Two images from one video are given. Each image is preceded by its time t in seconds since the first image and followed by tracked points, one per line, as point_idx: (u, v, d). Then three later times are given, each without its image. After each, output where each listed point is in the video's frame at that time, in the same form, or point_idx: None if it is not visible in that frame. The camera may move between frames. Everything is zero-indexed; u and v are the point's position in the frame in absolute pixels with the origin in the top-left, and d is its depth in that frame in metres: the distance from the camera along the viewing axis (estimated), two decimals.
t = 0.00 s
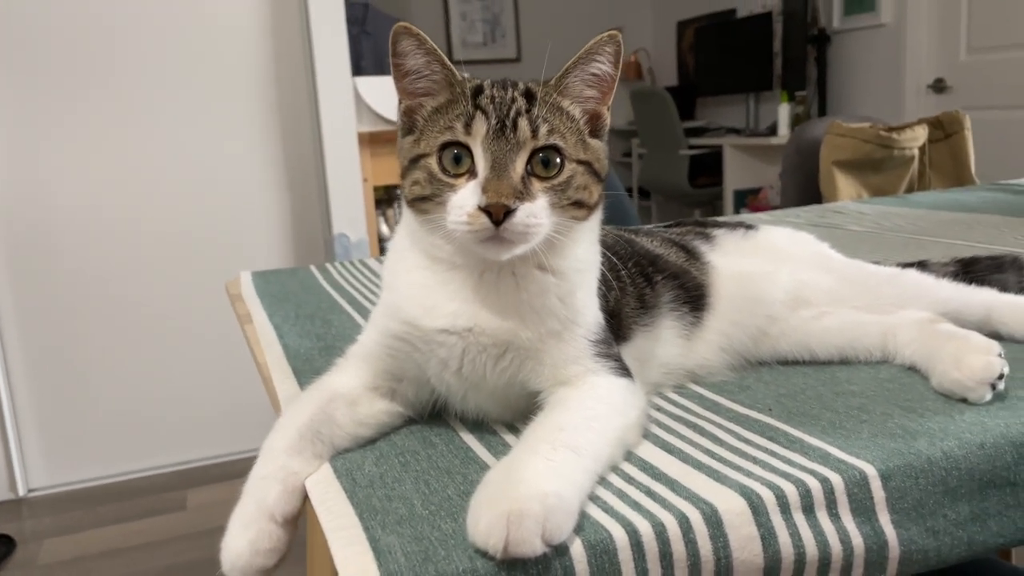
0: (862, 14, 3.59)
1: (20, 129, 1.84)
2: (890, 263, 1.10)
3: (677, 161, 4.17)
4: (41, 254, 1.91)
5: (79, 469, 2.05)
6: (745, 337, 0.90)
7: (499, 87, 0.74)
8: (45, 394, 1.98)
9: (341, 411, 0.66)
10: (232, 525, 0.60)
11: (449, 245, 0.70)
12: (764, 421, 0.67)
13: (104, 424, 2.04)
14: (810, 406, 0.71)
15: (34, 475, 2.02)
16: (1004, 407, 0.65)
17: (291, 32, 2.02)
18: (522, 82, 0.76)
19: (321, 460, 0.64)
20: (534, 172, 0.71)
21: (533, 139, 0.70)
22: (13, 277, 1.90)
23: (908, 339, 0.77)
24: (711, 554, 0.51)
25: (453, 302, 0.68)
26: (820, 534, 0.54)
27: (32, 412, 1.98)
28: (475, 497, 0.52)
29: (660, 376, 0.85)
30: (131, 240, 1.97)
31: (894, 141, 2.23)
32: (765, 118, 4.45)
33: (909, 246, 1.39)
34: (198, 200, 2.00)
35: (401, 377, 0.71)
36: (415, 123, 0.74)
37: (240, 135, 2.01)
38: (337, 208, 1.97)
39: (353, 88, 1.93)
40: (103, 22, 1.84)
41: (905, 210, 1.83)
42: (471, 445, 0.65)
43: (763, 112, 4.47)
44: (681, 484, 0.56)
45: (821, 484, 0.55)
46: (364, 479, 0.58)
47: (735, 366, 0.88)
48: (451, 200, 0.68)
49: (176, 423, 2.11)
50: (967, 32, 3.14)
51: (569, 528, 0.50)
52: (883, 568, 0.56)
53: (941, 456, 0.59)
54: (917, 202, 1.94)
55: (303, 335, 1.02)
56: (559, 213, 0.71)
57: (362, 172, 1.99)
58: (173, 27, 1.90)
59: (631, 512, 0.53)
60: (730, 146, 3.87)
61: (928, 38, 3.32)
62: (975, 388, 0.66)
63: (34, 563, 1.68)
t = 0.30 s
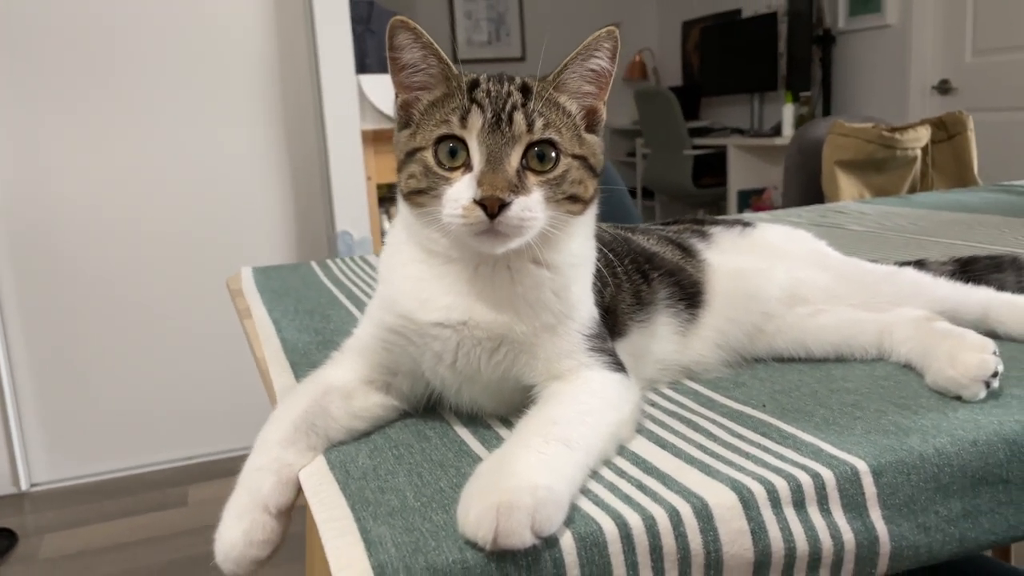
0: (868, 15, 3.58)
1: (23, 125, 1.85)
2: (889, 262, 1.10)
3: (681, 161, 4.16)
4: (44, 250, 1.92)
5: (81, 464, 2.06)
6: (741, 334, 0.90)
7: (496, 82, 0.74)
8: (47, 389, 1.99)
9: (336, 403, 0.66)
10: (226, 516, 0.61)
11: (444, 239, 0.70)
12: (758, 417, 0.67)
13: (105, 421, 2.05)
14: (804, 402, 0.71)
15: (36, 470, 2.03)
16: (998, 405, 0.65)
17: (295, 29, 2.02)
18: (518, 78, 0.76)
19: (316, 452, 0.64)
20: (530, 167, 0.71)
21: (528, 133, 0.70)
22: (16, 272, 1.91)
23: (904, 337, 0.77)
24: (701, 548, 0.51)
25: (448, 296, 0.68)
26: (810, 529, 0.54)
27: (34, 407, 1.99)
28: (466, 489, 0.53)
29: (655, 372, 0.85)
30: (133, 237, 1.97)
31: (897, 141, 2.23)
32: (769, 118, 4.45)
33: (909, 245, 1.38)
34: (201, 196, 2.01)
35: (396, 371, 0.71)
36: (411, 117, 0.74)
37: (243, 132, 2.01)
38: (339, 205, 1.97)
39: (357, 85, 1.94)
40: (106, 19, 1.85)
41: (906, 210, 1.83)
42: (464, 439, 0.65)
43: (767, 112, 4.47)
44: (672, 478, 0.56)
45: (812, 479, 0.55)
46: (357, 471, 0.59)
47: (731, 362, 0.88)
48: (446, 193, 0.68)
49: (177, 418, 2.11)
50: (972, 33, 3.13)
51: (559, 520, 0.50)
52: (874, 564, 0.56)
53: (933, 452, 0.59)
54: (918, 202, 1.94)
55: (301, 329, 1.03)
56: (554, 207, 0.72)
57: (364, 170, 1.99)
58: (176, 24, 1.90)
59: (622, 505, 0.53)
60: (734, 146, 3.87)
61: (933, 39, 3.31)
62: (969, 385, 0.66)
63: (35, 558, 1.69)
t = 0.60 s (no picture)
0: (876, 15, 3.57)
1: (32, 121, 1.86)
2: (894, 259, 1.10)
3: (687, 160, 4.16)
4: (52, 246, 1.93)
5: (87, 457, 2.07)
6: (744, 329, 0.90)
7: (502, 76, 0.74)
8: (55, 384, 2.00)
9: (341, 395, 0.67)
10: (233, 505, 0.62)
11: (449, 232, 0.70)
12: (760, 412, 0.68)
13: (112, 415, 2.06)
14: (806, 397, 0.71)
15: (43, 463, 2.05)
16: (1000, 401, 0.65)
17: (303, 26, 2.03)
18: (524, 73, 0.76)
19: (321, 442, 0.65)
20: (535, 161, 0.71)
21: (533, 128, 0.71)
22: (25, 267, 1.92)
23: (907, 333, 0.77)
24: (701, 539, 0.52)
25: (452, 288, 0.68)
26: (811, 522, 0.54)
27: (42, 400, 2.00)
28: (469, 479, 0.53)
29: (658, 367, 0.86)
30: (141, 232, 1.98)
31: (903, 140, 2.21)
32: (776, 117, 4.45)
33: (915, 244, 1.38)
34: (208, 192, 2.02)
35: (401, 363, 0.72)
36: (418, 112, 0.75)
37: (250, 128, 2.02)
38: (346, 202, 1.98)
39: (364, 83, 1.94)
40: (113, 15, 1.86)
41: (912, 209, 1.83)
42: (468, 431, 0.66)
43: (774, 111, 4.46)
44: (674, 471, 0.57)
45: (813, 473, 0.55)
46: (362, 462, 0.59)
47: (734, 357, 0.89)
48: (451, 188, 0.69)
49: (183, 413, 2.12)
50: (981, 33, 3.12)
51: (561, 511, 0.50)
52: (874, 557, 0.56)
53: (935, 447, 0.59)
54: (925, 201, 1.94)
55: (307, 323, 1.03)
56: (558, 201, 0.72)
57: (372, 166, 2.00)
58: (184, 20, 1.91)
59: (623, 497, 0.53)
60: (741, 146, 3.86)
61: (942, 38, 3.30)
62: (971, 381, 0.66)
63: (42, 550, 1.71)
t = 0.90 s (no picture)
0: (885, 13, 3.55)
1: (41, 118, 1.87)
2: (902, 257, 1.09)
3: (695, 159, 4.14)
4: (60, 242, 1.94)
5: (94, 453, 2.08)
6: (751, 326, 0.90)
7: (508, 71, 0.74)
8: (63, 379, 2.01)
9: (348, 390, 0.67)
10: (239, 500, 0.62)
11: (455, 228, 0.70)
12: (767, 409, 0.68)
13: (118, 410, 2.07)
14: (814, 395, 0.71)
15: (51, 458, 2.06)
16: (1010, 400, 0.65)
17: (310, 23, 2.03)
18: (530, 67, 0.76)
19: (328, 437, 0.64)
20: (541, 156, 0.71)
21: (540, 123, 0.71)
22: (32, 263, 1.93)
23: (916, 331, 0.77)
24: (709, 536, 0.52)
25: (459, 283, 0.68)
26: (819, 519, 0.54)
27: (49, 395, 2.01)
28: (475, 474, 0.53)
29: (664, 363, 0.86)
30: (147, 228, 1.99)
31: (912, 138, 2.20)
32: (784, 115, 4.43)
33: (924, 242, 1.38)
34: (215, 189, 2.02)
35: (407, 358, 0.72)
36: (424, 107, 0.75)
37: (256, 125, 2.03)
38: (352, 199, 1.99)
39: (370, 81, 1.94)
40: (121, 12, 1.86)
41: (921, 208, 1.82)
42: (474, 426, 0.66)
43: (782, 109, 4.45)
44: (681, 467, 0.57)
45: (821, 470, 0.55)
46: (368, 457, 0.59)
47: (741, 354, 0.88)
48: (458, 182, 0.69)
49: (189, 409, 2.13)
50: (990, 31, 3.10)
51: (567, 507, 0.50)
52: (883, 555, 0.56)
53: (944, 445, 0.58)
54: (933, 200, 1.93)
55: (313, 319, 1.04)
56: (565, 195, 0.72)
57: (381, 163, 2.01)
58: (191, 16, 1.91)
59: (630, 493, 0.53)
60: (749, 145, 3.84)
61: (952, 36, 3.28)
62: (980, 379, 0.66)
63: (48, 545, 1.72)
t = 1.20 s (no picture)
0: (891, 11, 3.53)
1: (47, 117, 1.87)
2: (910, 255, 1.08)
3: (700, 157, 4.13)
4: (66, 240, 1.94)
5: (100, 450, 2.09)
6: (758, 324, 0.89)
7: (515, 66, 0.74)
8: (70, 377, 2.02)
9: (353, 386, 0.67)
10: (244, 497, 0.62)
11: (461, 224, 0.70)
12: (774, 407, 0.67)
13: (124, 407, 2.08)
14: (821, 393, 0.70)
15: (57, 456, 2.06)
16: (1018, 398, 0.64)
17: (315, 21, 2.03)
18: (537, 63, 0.76)
19: (333, 434, 0.64)
20: (548, 151, 0.71)
21: (547, 118, 0.70)
22: (38, 261, 1.94)
23: (924, 329, 0.76)
24: (715, 534, 0.51)
25: (465, 280, 0.68)
26: (826, 517, 0.54)
27: (55, 392, 2.02)
28: (480, 471, 0.53)
29: (670, 361, 0.85)
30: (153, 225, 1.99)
31: (919, 137, 2.19)
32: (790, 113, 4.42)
33: (931, 240, 1.37)
34: (221, 186, 2.02)
35: (413, 355, 0.72)
36: (430, 102, 0.74)
37: (262, 122, 2.03)
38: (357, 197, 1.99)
39: (376, 79, 1.94)
40: (127, 10, 1.86)
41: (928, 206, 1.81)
42: (480, 424, 0.65)
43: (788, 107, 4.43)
44: (687, 465, 0.56)
45: (829, 468, 0.55)
46: (373, 454, 0.59)
47: (747, 352, 0.88)
48: (464, 177, 0.69)
49: (195, 407, 2.14)
50: (997, 29, 3.09)
51: (573, 504, 0.50)
52: (890, 554, 0.55)
53: (952, 444, 0.58)
54: (941, 198, 1.92)
55: (319, 316, 1.03)
56: (572, 191, 0.72)
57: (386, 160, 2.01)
58: (197, 14, 1.91)
59: (636, 491, 0.53)
60: (755, 144, 3.82)
61: (959, 34, 3.26)
62: (989, 377, 0.66)
63: (54, 541, 1.72)
